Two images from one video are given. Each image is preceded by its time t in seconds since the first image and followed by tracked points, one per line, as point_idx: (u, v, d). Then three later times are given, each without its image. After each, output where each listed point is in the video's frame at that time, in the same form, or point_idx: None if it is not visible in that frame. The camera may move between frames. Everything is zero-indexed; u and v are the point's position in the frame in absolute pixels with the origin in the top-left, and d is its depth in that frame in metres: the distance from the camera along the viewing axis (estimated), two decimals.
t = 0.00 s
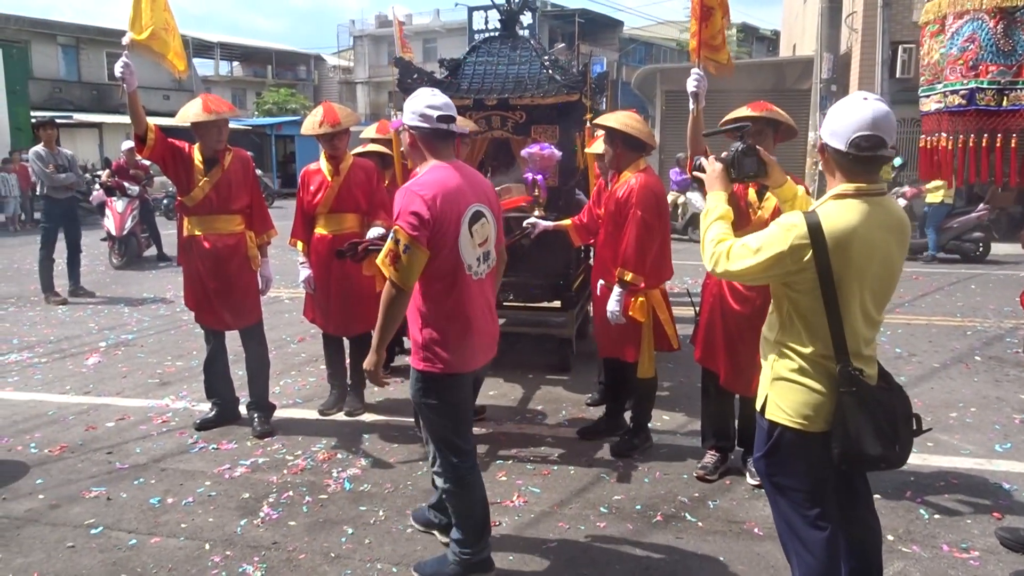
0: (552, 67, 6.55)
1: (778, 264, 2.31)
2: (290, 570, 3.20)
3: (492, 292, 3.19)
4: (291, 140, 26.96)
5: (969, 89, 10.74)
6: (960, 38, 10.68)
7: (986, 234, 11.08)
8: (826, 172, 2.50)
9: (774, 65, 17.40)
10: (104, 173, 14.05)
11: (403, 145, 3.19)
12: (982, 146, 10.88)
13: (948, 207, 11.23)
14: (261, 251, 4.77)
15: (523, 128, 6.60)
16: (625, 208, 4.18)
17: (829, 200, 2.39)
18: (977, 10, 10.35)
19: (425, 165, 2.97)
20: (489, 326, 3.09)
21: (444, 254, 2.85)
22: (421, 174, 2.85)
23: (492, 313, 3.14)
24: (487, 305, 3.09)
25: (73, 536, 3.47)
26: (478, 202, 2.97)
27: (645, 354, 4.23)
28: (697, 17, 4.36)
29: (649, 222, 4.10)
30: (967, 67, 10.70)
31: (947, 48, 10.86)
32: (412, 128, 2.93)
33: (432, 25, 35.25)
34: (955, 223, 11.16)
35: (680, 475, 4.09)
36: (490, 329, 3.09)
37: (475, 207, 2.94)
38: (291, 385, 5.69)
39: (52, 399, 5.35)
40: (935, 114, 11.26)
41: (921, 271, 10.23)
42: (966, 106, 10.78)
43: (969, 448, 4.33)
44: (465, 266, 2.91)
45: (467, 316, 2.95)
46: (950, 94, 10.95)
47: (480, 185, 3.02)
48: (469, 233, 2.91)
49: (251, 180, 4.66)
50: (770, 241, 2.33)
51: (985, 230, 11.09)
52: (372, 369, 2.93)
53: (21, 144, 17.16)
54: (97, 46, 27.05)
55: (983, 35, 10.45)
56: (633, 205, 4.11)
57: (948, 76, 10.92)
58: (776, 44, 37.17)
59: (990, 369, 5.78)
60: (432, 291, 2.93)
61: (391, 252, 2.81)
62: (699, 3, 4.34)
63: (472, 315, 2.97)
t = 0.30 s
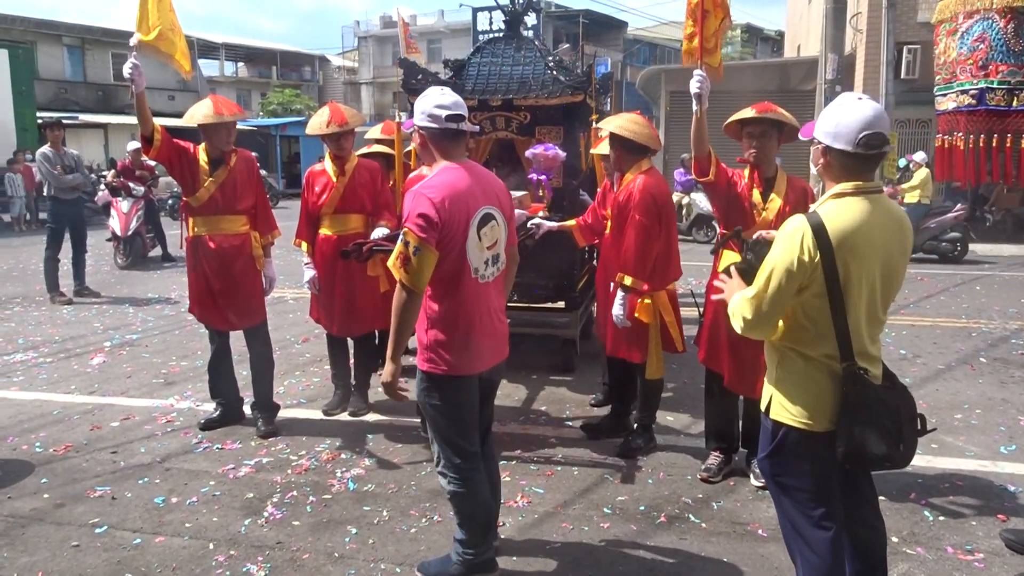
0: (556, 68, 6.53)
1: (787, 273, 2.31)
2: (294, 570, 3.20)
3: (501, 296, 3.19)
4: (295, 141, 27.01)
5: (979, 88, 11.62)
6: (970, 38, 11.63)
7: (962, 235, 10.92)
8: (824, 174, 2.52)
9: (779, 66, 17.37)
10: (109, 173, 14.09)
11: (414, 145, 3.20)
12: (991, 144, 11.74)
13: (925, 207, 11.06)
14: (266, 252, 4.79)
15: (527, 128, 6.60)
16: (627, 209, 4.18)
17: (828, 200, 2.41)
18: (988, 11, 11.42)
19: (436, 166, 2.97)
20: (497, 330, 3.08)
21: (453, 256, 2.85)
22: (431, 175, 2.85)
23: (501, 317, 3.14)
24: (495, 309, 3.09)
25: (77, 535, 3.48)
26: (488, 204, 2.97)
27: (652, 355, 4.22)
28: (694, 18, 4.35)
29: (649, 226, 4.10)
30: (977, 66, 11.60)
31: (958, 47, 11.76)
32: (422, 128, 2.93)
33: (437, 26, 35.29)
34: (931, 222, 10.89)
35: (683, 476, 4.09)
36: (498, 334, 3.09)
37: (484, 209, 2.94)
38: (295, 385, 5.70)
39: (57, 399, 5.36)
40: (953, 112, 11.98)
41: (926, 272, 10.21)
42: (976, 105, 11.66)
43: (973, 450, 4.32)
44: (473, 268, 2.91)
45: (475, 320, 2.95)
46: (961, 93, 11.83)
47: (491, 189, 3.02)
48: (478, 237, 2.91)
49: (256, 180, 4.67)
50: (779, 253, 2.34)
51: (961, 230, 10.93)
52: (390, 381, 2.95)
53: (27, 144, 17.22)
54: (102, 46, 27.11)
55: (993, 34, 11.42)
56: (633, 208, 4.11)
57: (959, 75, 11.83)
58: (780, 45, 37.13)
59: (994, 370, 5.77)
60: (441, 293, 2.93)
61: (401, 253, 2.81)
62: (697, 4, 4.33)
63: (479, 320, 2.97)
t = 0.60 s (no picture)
0: (558, 70, 6.54)
1: (810, 274, 2.29)
2: (296, 572, 3.21)
3: (505, 298, 3.19)
4: (297, 142, 27.04)
5: (984, 88, 11.59)
6: (976, 38, 11.62)
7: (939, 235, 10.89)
8: (824, 177, 2.53)
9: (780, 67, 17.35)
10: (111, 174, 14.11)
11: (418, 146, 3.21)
12: (999, 145, 11.69)
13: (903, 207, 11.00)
14: (268, 254, 4.79)
15: (529, 130, 6.60)
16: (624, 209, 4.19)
17: (829, 199, 2.44)
18: (994, 10, 11.40)
19: (440, 168, 2.98)
20: (500, 333, 3.08)
21: (453, 258, 2.86)
22: (432, 178, 2.86)
23: (504, 319, 3.14)
24: (498, 311, 3.09)
25: (80, 537, 3.49)
26: (490, 206, 2.96)
27: (650, 355, 4.24)
28: (689, 22, 4.35)
29: (643, 229, 4.11)
30: (982, 67, 11.58)
31: (964, 47, 11.75)
32: (427, 130, 2.94)
33: (438, 28, 35.33)
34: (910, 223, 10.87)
35: (685, 478, 4.09)
36: (500, 336, 3.08)
37: (487, 211, 2.94)
38: (297, 386, 5.70)
39: (59, 401, 5.37)
40: (961, 112, 11.92)
41: (928, 273, 10.19)
42: (982, 105, 11.61)
43: (975, 451, 4.31)
44: (474, 270, 2.91)
45: (476, 323, 2.95)
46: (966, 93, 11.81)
47: (494, 192, 3.01)
48: (480, 239, 2.91)
49: (258, 182, 4.68)
50: (798, 255, 2.33)
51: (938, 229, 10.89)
52: (389, 378, 2.95)
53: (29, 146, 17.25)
54: (104, 48, 27.13)
55: (998, 34, 11.41)
56: (629, 210, 4.12)
57: (964, 75, 11.82)
58: (782, 46, 37.12)
59: (996, 372, 5.76)
60: (441, 295, 2.94)
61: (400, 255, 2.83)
62: (693, 6, 4.32)
63: (481, 322, 2.97)
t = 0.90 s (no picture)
0: (558, 75, 6.56)
1: (828, 272, 2.32)
2: None
3: (505, 304, 3.18)
4: (298, 147, 27.08)
5: (988, 93, 11.59)
6: (980, 43, 11.59)
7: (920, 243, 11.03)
8: (830, 182, 2.58)
9: (780, 72, 17.37)
10: (112, 178, 14.13)
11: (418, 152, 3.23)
12: (995, 151, 11.68)
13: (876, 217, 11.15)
14: (267, 259, 4.80)
15: (529, 135, 6.62)
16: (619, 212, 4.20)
17: (834, 202, 2.50)
18: (999, 15, 11.36)
19: (438, 174, 2.99)
20: (497, 339, 3.07)
21: (447, 264, 2.87)
22: (428, 184, 2.87)
23: (502, 324, 3.13)
24: (496, 317, 3.08)
25: (80, 542, 3.48)
26: (488, 212, 2.96)
27: (636, 357, 4.24)
28: (691, 28, 4.36)
29: (631, 231, 4.14)
30: (986, 72, 11.57)
31: (968, 52, 11.74)
32: (424, 138, 2.95)
33: (439, 32, 35.41)
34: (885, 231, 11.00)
35: (685, 483, 4.09)
36: (498, 342, 3.07)
37: (484, 218, 2.93)
38: (298, 391, 5.70)
39: (60, 406, 5.37)
40: (957, 118, 12.00)
41: (929, 278, 10.19)
42: (986, 111, 11.59)
43: (976, 457, 4.31)
44: (469, 276, 2.92)
45: (471, 330, 2.95)
46: (970, 98, 11.82)
47: (492, 198, 3.00)
48: (475, 246, 2.90)
49: (258, 188, 4.68)
50: (811, 253, 2.37)
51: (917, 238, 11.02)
52: (378, 374, 3.00)
53: (30, 150, 17.27)
54: (105, 53, 27.18)
55: (1004, 39, 11.35)
56: (620, 212, 4.16)
57: (968, 81, 11.83)
58: (782, 50, 37.18)
59: (997, 377, 5.76)
60: (437, 300, 2.95)
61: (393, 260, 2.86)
62: (695, 12, 4.33)
63: (476, 328, 2.97)
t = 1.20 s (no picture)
0: (560, 91, 6.60)
1: (834, 291, 2.36)
2: None
3: (501, 324, 3.18)
4: (299, 160, 27.18)
5: (993, 112, 11.55)
6: (984, 62, 11.53)
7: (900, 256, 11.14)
8: (841, 202, 2.61)
9: (780, 86, 17.43)
10: (115, 192, 14.20)
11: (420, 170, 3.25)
12: (992, 169, 11.77)
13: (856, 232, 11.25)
14: (267, 274, 4.81)
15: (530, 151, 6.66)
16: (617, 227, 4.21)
17: (845, 220, 2.53)
18: (1004, 35, 11.30)
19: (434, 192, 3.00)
20: (493, 358, 3.07)
21: (441, 283, 2.88)
22: (422, 203, 2.88)
23: (499, 343, 3.14)
24: (492, 336, 3.08)
25: (81, 559, 3.48)
26: (484, 231, 2.96)
27: (629, 375, 4.24)
28: (695, 45, 4.38)
29: (621, 245, 4.18)
30: (991, 91, 11.52)
31: (970, 72, 11.67)
32: (422, 157, 2.97)
33: (441, 46, 35.57)
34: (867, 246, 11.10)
35: (687, 501, 4.09)
36: (493, 361, 3.07)
37: (479, 237, 2.94)
38: (299, 407, 5.70)
39: (61, 421, 5.37)
40: (954, 136, 12.03)
41: (931, 293, 10.19)
42: (990, 130, 11.57)
43: (979, 475, 4.31)
44: (463, 295, 2.93)
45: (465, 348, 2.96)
46: (971, 117, 11.75)
47: (487, 217, 3.00)
48: (468, 265, 2.91)
49: (259, 205, 4.69)
50: (817, 271, 2.41)
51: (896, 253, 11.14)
52: (376, 401, 3.11)
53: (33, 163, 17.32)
54: (108, 66, 27.29)
55: (1009, 57, 11.35)
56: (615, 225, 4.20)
57: (970, 99, 11.75)
58: (782, 64, 37.33)
59: (999, 394, 5.75)
60: (431, 319, 2.96)
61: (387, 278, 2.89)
62: (698, 30, 4.37)
63: (470, 346, 2.98)
